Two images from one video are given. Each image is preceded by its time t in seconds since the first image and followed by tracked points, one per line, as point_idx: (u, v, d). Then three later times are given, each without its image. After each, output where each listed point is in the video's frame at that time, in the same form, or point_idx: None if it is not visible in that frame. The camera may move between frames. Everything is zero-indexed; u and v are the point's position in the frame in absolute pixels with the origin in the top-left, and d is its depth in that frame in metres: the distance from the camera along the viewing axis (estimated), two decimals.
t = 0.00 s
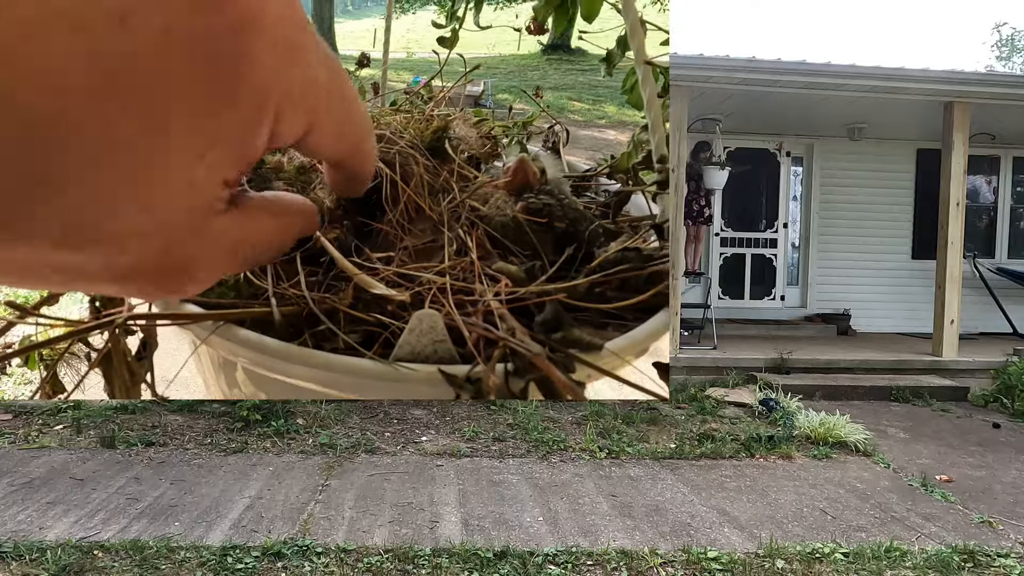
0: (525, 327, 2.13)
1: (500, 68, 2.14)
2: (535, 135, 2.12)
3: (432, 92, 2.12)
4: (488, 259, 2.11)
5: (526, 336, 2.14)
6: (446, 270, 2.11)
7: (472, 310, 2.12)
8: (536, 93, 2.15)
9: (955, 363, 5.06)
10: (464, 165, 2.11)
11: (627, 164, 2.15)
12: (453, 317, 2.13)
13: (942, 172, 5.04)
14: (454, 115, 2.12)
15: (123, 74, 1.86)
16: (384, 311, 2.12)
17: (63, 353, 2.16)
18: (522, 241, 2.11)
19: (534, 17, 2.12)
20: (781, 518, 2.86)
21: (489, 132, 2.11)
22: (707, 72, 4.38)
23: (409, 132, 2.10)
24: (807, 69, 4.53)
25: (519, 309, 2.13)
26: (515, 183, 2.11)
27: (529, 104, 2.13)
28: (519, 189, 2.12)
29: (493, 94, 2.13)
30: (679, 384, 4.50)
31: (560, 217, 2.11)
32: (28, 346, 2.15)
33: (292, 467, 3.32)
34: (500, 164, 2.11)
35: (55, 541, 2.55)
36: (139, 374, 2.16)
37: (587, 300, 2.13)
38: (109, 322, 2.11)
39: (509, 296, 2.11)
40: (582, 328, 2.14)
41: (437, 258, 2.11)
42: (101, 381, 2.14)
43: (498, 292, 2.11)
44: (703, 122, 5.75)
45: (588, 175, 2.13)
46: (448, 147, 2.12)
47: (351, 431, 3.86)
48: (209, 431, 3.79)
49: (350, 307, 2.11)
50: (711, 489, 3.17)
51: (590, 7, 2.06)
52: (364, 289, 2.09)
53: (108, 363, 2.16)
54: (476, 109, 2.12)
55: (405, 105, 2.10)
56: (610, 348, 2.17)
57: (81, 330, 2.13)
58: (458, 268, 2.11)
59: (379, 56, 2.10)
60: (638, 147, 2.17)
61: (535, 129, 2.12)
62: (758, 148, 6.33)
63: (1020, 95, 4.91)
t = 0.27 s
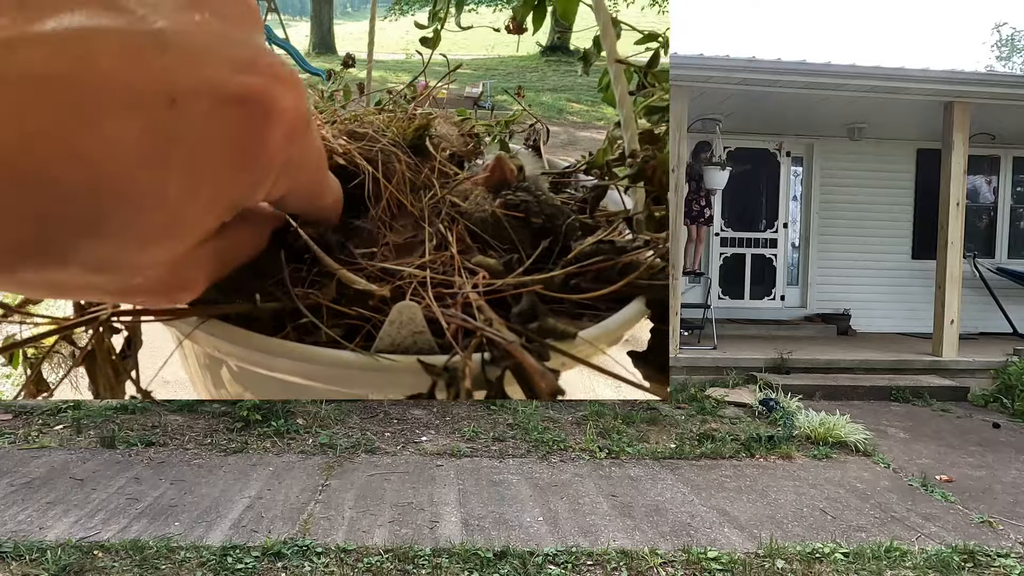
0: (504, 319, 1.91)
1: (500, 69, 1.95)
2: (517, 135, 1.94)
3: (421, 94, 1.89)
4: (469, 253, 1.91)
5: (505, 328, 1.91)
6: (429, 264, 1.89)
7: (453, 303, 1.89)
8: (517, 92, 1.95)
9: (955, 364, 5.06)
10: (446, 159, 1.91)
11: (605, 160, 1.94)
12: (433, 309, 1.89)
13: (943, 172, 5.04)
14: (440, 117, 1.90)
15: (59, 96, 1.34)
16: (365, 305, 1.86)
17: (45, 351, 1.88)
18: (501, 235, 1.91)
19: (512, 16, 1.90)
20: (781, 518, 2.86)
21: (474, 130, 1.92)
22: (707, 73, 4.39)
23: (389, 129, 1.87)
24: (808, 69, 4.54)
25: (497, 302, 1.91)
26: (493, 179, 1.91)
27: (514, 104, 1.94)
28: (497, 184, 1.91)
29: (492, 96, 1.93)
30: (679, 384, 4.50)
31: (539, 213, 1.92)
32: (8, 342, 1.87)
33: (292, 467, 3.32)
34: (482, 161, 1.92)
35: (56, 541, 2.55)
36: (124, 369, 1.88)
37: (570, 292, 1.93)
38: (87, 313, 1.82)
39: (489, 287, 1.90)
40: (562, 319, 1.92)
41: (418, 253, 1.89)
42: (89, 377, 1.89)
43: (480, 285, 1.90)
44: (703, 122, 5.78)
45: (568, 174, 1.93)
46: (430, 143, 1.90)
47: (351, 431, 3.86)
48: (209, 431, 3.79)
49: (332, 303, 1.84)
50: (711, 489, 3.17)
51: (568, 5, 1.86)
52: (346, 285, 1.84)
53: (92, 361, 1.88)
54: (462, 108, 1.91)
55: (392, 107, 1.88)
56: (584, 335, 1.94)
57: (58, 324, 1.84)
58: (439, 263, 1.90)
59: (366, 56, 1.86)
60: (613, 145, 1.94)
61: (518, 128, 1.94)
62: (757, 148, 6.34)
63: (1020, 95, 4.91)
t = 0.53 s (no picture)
0: (469, 323, 1.76)
1: (500, 71, 1.82)
2: (516, 142, 1.79)
3: (418, 97, 1.76)
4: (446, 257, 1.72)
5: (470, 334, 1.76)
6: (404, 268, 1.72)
7: (423, 307, 1.73)
8: (517, 96, 1.80)
9: (955, 364, 5.06)
10: (430, 163, 1.75)
11: (593, 168, 1.81)
12: (399, 311, 1.72)
13: (943, 172, 5.03)
14: (433, 120, 1.75)
15: None
16: (336, 304, 1.69)
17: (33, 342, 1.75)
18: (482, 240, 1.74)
19: (503, 20, 1.79)
20: (781, 518, 2.86)
21: (470, 135, 1.77)
22: (707, 73, 4.40)
23: (377, 131, 1.74)
24: (807, 70, 4.54)
25: (467, 304, 1.75)
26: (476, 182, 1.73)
27: (515, 107, 1.80)
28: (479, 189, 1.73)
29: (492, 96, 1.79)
30: (679, 384, 4.50)
31: (519, 218, 1.74)
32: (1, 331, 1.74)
33: (292, 467, 3.32)
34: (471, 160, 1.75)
35: (56, 541, 2.55)
36: (102, 365, 1.73)
37: (542, 299, 1.76)
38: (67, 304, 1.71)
39: (461, 292, 1.74)
40: (529, 324, 1.76)
41: (394, 256, 1.71)
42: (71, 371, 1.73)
43: (449, 288, 1.73)
44: (703, 122, 5.78)
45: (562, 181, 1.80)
46: (412, 146, 1.74)
47: (351, 431, 3.87)
48: (209, 431, 3.80)
49: (306, 302, 1.68)
50: (711, 489, 3.17)
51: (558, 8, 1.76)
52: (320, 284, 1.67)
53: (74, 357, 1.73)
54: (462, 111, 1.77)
55: (392, 112, 1.74)
56: (548, 341, 1.78)
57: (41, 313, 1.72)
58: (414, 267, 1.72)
59: (364, 56, 1.75)
60: (599, 152, 1.82)
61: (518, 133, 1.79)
62: (757, 148, 6.34)
63: (1021, 95, 4.91)
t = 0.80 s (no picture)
0: (466, 332, 1.91)
1: (498, 72, 1.93)
2: (524, 150, 1.92)
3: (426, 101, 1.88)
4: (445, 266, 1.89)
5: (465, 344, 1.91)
6: (404, 273, 1.88)
7: (420, 315, 1.88)
8: (528, 104, 1.94)
9: (955, 364, 5.06)
10: (433, 173, 1.89)
11: (598, 179, 1.93)
12: (395, 317, 1.88)
13: (943, 172, 5.04)
14: (441, 127, 1.89)
15: None
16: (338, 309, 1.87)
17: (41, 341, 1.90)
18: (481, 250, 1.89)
19: (513, 32, 1.90)
20: (782, 518, 2.86)
21: (479, 141, 1.90)
22: (707, 73, 4.39)
23: (386, 138, 1.88)
24: (808, 69, 4.54)
25: (462, 314, 1.90)
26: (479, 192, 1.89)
27: (519, 113, 1.93)
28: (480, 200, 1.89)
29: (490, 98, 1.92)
30: (679, 384, 4.50)
31: (520, 229, 1.90)
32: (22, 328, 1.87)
33: (292, 467, 3.32)
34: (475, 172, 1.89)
35: (56, 541, 2.55)
36: (109, 356, 1.90)
37: (542, 309, 1.90)
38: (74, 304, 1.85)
39: (457, 301, 1.89)
40: (524, 335, 1.91)
41: (394, 263, 1.88)
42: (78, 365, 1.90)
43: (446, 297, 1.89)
44: (703, 122, 5.78)
45: (569, 189, 1.92)
46: (419, 156, 1.89)
47: (351, 431, 3.87)
48: (209, 431, 3.79)
49: (306, 307, 1.86)
50: (711, 489, 3.17)
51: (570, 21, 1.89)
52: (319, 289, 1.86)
53: (82, 351, 1.89)
54: (470, 116, 1.90)
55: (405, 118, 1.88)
56: (543, 352, 1.91)
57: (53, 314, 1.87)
58: (415, 273, 1.88)
59: (373, 59, 1.88)
60: (605, 165, 1.93)
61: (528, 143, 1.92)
62: (757, 148, 6.34)
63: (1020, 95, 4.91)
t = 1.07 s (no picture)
0: (502, 325, 1.94)
1: (496, 74, 1.94)
2: (516, 146, 1.95)
3: (420, 100, 1.90)
4: (467, 263, 1.93)
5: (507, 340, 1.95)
6: (430, 272, 1.93)
7: (457, 311, 1.93)
8: (515, 103, 1.95)
9: (955, 363, 5.06)
10: (446, 171, 1.93)
11: (599, 171, 1.95)
12: (435, 317, 1.92)
13: (943, 172, 5.03)
14: (439, 127, 1.92)
15: None
16: (369, 311, 1.92)
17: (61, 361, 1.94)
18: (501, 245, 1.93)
19: (509, 32, 1.91)
20: (782, 518, 2.86)
21: (472, 138, 1.93)
22: (707, 73, 4.39)
23: (392, 141, 1.91)
24: (808, 69, 4.54)
25: (494, 310, 1.94)
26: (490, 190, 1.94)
27: (511, 113, 1.95)
28: (495, 196, 1.94)
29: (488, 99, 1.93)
30: (679, 384, 4.50)
31: (537, 222, 1.94)
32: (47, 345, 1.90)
33: (292, 467, 3.32)
34: (482, 172, 1.93)
35: (55, 541, 2.55)
36: (137, 372, 1.93)
37: (565, 300, 1.95)
38: (103, 318, 1.90)
39: (489, 297, 1.93)
40: (557, 326, 1.95)
41: (420, 263, 1.92)
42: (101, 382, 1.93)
43: (479, 294, 1.93)
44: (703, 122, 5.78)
45: (565, 183, 1.94)
46: (432, 156, 1.93)
47: (351, 431, 3.86)
48: (209, 431, 3.80)
49: (338, 310, 1.91)
50: (711, 489, 3.17)
51: (563, 20, 1.89)
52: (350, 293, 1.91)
53: (108, 367, 1.93)
54: (461, 115, 1.92)
55: (394, 116, 1.90)
56: (578, 341, 1.96)
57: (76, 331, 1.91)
58: (439, 271, 1.93)
59: (366, 61, 1.89)
60: (607, 158, 1.97)
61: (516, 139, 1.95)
62: (757, 148, 6.34)
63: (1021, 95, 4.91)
